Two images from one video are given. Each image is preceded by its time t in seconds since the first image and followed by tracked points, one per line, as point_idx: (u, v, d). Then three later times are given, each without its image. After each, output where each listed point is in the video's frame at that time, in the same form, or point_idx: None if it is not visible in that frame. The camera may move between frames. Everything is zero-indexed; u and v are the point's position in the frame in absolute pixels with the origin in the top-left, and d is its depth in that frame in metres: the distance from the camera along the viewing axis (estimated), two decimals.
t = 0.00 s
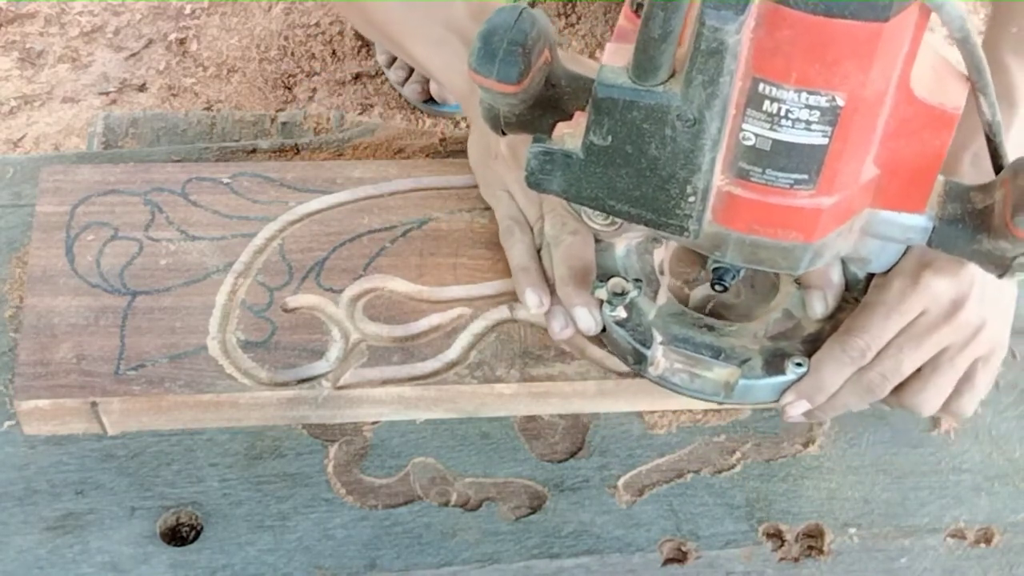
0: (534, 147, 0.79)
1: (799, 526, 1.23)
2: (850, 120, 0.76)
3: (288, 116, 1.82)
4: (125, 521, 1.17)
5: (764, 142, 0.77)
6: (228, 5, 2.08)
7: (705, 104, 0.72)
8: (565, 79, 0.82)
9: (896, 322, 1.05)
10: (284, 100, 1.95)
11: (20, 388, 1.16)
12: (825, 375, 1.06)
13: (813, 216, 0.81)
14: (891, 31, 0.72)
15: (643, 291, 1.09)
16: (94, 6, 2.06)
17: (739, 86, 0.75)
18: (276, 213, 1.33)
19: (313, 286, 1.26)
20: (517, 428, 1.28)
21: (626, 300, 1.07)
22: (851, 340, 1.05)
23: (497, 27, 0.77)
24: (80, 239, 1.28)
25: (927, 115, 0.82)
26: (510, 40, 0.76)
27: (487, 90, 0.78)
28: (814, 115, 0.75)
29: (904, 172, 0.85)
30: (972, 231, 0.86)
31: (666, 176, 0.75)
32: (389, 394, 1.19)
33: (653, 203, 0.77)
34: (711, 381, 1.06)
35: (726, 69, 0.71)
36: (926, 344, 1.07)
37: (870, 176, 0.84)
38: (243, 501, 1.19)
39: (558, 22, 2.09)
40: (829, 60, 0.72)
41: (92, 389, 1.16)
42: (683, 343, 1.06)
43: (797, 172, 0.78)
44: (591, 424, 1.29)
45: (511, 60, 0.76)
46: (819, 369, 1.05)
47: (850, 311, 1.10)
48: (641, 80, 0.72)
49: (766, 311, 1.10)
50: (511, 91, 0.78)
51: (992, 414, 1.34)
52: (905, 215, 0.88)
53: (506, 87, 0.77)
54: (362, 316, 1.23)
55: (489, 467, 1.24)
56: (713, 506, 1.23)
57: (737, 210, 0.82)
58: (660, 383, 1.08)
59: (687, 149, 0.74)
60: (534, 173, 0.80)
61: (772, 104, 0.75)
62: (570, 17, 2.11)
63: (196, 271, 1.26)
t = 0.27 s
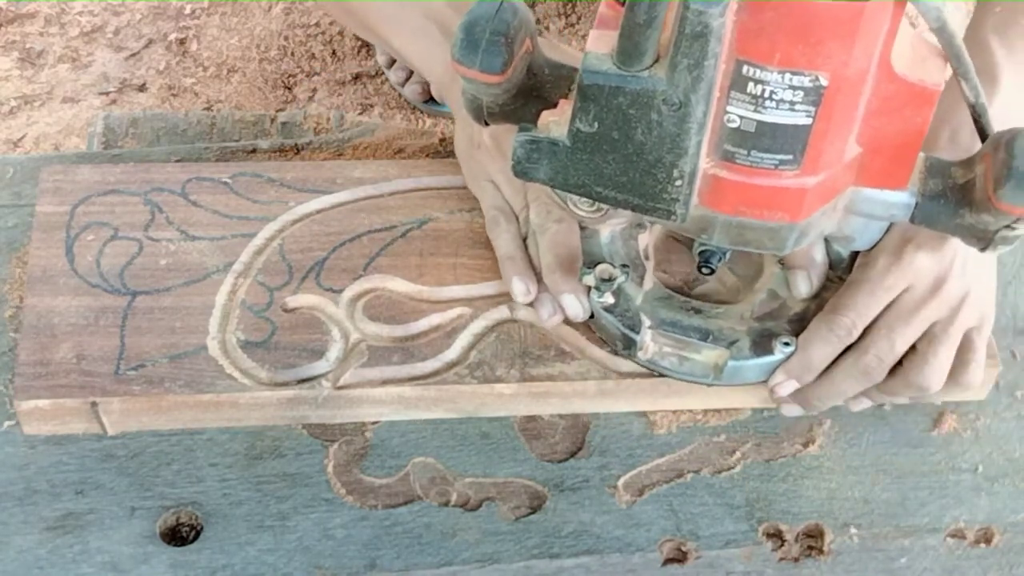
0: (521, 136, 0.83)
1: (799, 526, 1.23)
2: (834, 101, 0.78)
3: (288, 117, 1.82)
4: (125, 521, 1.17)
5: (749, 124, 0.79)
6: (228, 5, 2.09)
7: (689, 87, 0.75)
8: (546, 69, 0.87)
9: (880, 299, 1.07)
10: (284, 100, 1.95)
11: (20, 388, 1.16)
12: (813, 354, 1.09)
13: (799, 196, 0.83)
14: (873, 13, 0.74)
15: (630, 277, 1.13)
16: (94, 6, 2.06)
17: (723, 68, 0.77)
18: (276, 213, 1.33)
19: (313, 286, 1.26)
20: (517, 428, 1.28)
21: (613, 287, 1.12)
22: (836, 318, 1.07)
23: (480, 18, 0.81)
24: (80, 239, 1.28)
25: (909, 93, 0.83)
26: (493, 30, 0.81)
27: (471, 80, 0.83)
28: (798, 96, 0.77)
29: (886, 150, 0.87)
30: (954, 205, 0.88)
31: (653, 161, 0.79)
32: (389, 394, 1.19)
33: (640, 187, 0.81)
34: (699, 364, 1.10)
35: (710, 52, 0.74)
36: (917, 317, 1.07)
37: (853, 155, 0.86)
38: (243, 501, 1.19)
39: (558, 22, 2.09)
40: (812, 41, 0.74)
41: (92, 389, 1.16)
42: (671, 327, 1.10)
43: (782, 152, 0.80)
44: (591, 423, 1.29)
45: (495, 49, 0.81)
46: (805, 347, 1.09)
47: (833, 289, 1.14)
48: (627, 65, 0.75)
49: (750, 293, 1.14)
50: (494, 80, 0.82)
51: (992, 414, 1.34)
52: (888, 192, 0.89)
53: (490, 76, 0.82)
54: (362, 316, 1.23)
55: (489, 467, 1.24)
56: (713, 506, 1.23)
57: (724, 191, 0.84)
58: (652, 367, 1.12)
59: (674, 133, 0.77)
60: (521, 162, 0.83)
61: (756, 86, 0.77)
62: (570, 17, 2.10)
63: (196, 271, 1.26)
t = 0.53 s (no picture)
0: (504, 127, 0.87)
1: (799, 526, 1.23)
2: (814, 82, 0.81)
3: (288, 117, 1.82)
4: (125, 521, 1.17)
5: (729, 107, 0.82)
6: (229, 5, 2.09)
7: (671, 73, 0.79)
8: (521, 60, 0.91)
9: (859, 273, 1.14)
10: (284, 100, 1.95)
11: (20, 387, 1.16)
12: (795, 328, 1.14)
13: (781, 176, 0.86)
14: None
15: (614, 264, 1.18)
16: (94, 6, 2.07)
17: (703, 52, 0.79)
18: (276, 213, 1.33)
19: (313, 286, 1.26)
20: (517, 428, 1.27)
21: (597, 275, 1.16)
22: (815, 294, 1.13)
23: (457, 12, 0.84)
24: (80, 239, 1.29)
25: (886, 72, 0.85)
26: (471, 23, 0.83)
27: (451, 73, 0.85)
28: (777, 77, 0.80)
29: (867, 130, 0.89)
30: (931, 180, 0.91)
31: (636, 147, 0.83)
32: (389, 394, 1.19)
33: (623, 174, 0.85)
34: (685, 348, 1.16)
35: (691, 37, 0.77)
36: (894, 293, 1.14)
37: (832, 135, 0.88)
38: (243, 501, 1.19)
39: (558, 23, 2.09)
40: (792, 24, 0.77)
41: (92, 389, 1.16)
42: (656, 313, 1.15)
43: (763, 134, 0.83)
44: (591, 424, 1.29)
45: (473, 42, 0.83)
46: (787, 323, 1.14)
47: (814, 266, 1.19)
48: (607, 53, 0.79)
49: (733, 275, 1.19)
50: (473, 73, 0.85)
51: (993, 415, 1.34)
52: (868, 170, 0.92)
53: (469, 68, 0.84)
54: (362, 316, 1.23)
55: (489, 467, 1.24)
56: (713, 506, 1.23)
57: (707, 174, 0.87)
58: (638, 352, 1.18)
59: (656, 119, 0.81)
60: (504, 153, 0.87)
61: (736, 69, 0.80)
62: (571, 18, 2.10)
63: (196, 271, 1.26)
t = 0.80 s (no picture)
0: (476, 118, 0.89)
1: (799, 526, 1.23)
2: (782, 65, 0.84)
3: (288, 116, 1.82)
4: (125, 520, 1.17)
5: (700, 92, 0.84)
6: (229, 5, 2.09)
7: (641, 59, 0.81)
8: (491, 52, 0.91)
9: (828, 253, 1.19)
10: (284, 100, 1.95)
11: (20, 387, 1.16)
12: (769, 310, 1.17)
13: (752, 159, 0.90)
14: None
15: (588, 252, 1.20)
16: (94, 6, 2.07)
17: (672, 38, 0.82)
18: (276, 213, 1.33)
19: (313, 286, 1.26)
20: (517, 428, 1.27)
21: (572, 263, 1.19)
22: (786, 276, 1.18)
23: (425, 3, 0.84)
24: (80, 239, 1.29)
25: (854, 54, 0.87)
26: (441, 14, 0.83)
27: (420, 64, 0.85)
28: (746, 61, 0.82)
29: (833, 112, 0.92)
30: (900, 159, 0.93)
31: (608, 134, 0.86)
32: (389, 394, 1.19)
33: (596, 162, 0.88)
34: (662, 334, 1.19)
35: (660, 23, 0.80)
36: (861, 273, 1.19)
37: (802, 117, 0.91)
38: (243, 501, 1.19)
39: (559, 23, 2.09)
40: (759, 8, 0.79)
41: (92, 389, 1.16)
42: (631, 300, 1.18)
43: (733, 118, 0.86)
44: (591, 424, 1.29)
45: (443, 34, 0.83)
46: (761, 306, 1.17)
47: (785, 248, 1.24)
48: (577, 41, 0.81)
49: (706, 260, 1.22)
50: (442, 65, 0.85)
51: (992, 415, 1.34)
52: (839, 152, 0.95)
53: (439, 60, 0.84)
54: (362, 316, 1.24)
55: (489, 467, 1.24)
56: (713, 506, 1.23)
57: (680, 159, 0.90)
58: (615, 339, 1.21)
59: (627, 106, 0.84)
60: (477, 144, 0.90)
61: (705, 54, 0.82)
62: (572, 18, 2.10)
63: (196, 271, 1.26)
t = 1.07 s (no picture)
0: (440, 108, 0.92)
1: (799, 526, 1.23)
2: (742, 54, 0.86)
3: (288, 117, 1.82)
4: (125, 520, 1.17)
5: (661, 82, 0.87)
6: (229, 5, 2.09)
7: (602, 49, 0.84)
8: (458, 43, 0.94)
9: (794, 244, 1.23)
10: (284, 100, 1.95)
11: (20, 388, 1.16)
12: (735, 300, 1.20)
13: (715, 148, 0.92)
14: None
15: (555, 243, 1.22)
16: (94, 7, 2.07)
17: (633, 27, 0.84)
18: (276, 213, 1.33)
19: (313, 285, 1.26)
20: (517, 428, 1.27)
21: (539, 253, 1.20)
22: (753, 267, 1.21)
23: None
24: (80, 239, 1.29)
25: (813, 43, 0.90)
26: (405, 6, 0.87)
27: (385, 55, 0.89)
28: (707, 50, 0.85)
29: (793, 100, 0.94)
30: (864, 148, 0.97)
31: (571, 124, 0.88)
32: (390, 394, 1.19)
33: (560, 151, 0.90)
34: (629, 324, 1.22)
35: (619, 12, 0.82)
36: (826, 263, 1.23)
37: (762, 107, 0.93)
38: (242, 501, 1.19)
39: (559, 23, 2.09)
40: None
41: (92, 389, 1.16)
42: (600, 290, 1.20)
43: (696, 108, 0.89)
44: (591, 423, 1.29)
45: (407, 25, 0.87)
46: (728, 295, 1.20)
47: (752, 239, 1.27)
48: (539, 30, 0.84)
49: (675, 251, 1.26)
50: (407, 55, 0.89)
51: (993, 415, 1.34)
52: (800, 141, 0.98)
53: (403, 51, 0.88)
54: (362, 316, 1.24)
55: (489, 467, 1.24)
56: (713, 506, 1.23)
57: (645, 150, 0.92)
58: (582, 331, 1.23)
59: (589, 95, 0.86)
60: (441, 134, 0.92)
61: (666, 44, 0.85)
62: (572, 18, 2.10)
63: (196, 271, 1.26)
